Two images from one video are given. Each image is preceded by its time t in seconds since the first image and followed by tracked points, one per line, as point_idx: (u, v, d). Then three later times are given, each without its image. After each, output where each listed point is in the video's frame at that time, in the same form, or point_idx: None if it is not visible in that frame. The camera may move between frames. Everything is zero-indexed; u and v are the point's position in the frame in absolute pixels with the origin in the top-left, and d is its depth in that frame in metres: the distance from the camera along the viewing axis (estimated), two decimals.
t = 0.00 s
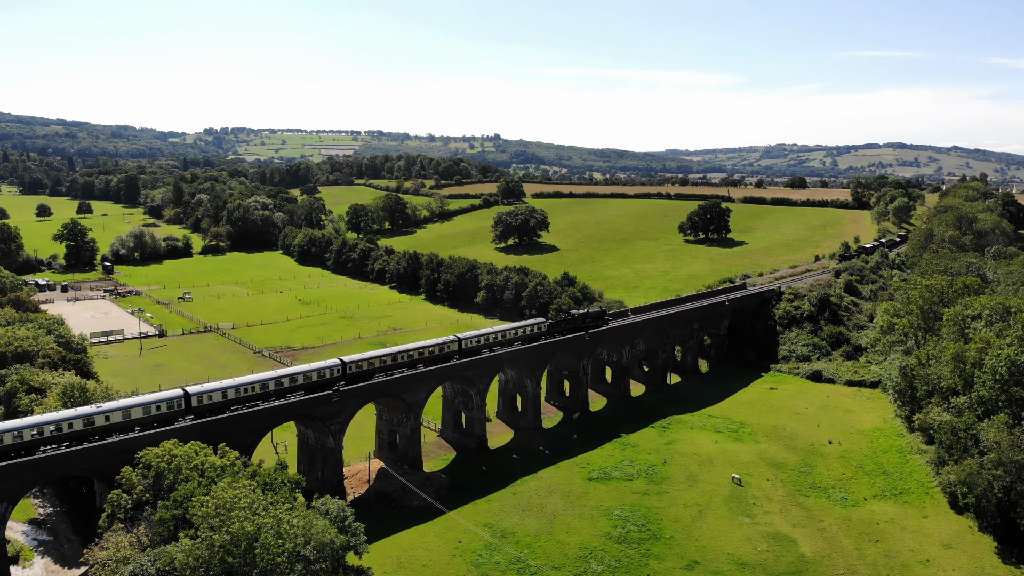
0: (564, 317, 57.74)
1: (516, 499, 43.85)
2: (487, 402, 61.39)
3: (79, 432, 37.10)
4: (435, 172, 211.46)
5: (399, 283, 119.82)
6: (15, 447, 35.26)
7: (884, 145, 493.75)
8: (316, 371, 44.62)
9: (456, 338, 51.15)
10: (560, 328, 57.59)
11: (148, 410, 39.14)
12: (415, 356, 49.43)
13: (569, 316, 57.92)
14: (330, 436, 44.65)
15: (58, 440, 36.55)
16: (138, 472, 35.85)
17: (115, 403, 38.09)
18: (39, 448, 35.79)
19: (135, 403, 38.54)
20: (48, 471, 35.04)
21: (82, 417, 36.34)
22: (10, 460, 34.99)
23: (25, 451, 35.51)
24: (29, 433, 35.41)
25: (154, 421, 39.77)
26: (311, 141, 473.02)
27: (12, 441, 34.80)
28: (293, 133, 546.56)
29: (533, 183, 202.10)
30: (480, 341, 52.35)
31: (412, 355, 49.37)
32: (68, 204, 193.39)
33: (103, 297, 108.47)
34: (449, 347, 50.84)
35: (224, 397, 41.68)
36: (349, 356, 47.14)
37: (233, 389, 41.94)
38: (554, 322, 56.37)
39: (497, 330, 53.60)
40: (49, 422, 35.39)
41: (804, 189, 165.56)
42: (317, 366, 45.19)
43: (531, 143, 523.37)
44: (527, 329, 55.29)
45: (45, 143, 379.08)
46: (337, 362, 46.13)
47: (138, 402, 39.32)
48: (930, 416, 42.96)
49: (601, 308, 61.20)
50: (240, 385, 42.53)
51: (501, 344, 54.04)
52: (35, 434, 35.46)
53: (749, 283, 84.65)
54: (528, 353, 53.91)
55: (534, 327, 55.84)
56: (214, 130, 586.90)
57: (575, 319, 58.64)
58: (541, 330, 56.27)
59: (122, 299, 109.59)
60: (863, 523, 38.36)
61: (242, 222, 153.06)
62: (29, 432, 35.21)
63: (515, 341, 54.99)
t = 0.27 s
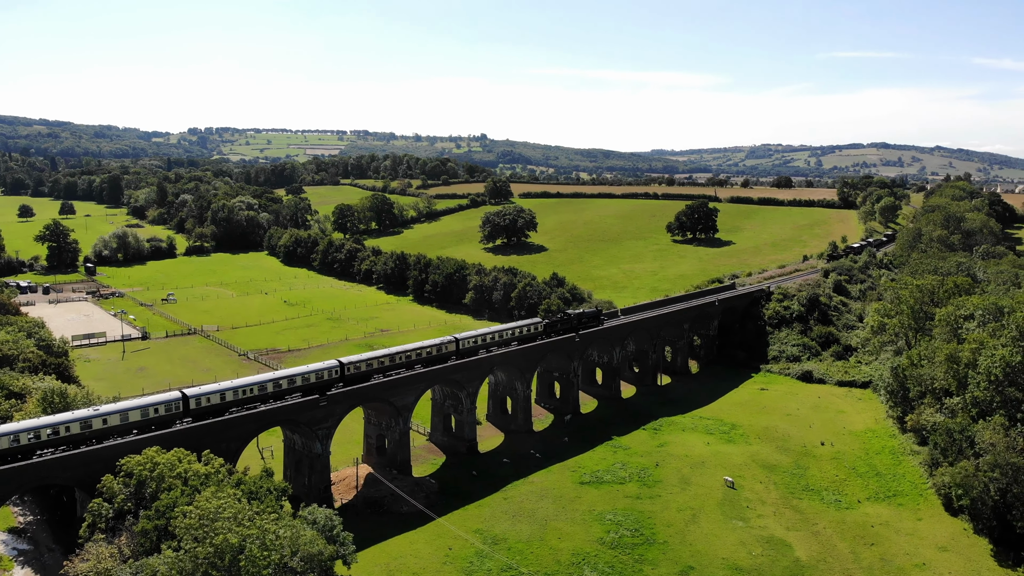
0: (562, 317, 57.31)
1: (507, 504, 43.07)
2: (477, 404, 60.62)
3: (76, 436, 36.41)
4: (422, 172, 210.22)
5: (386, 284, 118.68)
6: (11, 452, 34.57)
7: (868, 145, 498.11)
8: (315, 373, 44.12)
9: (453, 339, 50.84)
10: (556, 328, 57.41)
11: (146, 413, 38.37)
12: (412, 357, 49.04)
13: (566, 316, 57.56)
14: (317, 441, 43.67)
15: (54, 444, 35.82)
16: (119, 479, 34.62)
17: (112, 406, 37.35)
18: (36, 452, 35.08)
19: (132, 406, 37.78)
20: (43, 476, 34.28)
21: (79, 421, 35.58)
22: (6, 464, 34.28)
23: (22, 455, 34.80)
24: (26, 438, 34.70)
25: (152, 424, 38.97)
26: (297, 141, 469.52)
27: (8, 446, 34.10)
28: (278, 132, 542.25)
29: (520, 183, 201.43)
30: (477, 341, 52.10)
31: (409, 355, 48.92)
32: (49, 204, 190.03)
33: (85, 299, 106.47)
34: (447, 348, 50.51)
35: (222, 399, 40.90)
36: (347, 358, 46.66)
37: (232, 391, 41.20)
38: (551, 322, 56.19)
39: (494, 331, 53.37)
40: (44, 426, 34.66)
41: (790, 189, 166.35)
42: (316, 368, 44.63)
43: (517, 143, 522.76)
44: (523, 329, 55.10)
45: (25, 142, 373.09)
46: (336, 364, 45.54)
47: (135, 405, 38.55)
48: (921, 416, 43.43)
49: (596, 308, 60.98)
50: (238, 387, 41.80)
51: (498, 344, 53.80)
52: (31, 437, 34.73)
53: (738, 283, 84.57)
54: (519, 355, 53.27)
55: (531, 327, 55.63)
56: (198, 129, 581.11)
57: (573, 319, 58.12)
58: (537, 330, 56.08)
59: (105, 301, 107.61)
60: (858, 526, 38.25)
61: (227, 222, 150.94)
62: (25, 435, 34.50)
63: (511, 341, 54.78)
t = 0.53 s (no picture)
0: (558, 317, 57.42)
1: (499, 509, 42.24)
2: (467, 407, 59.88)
3: (74, 439, 35.82)
4: (409, 172, 208.98)
5: (374, 285, 117.52)
6: (8, 456, 33.90)
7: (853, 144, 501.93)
8: (313, 374, 43.86)
9: (451, 339, 50.61)
10: (554, 328, 57.38)
11: (144, 416, 37.88)
12: (410, 358, 48.69)
13: (563, 315, 57.65)
14: (304, 446, 42.63)
15: (52, 448, 35.18)
16: (101, 488, 33.57)
17: (111, 409, 36.86)
18: (33, 455, 34.48)
19: (132, 409, 37.29)
20: (40, 481, 33.58)
21: (78, 423, 35.08)
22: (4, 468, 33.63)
23: (19, 459, 34.17)
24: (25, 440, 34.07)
25: (150, 427, 38.50)
26: (283, 140, 465.83)
27: (6, 449, 33.46)
28: (264, 132, 538.46)
29: (508, 183, 200.63)
30: (475, 342, 51.89)
31: (408, 356, 48.55)
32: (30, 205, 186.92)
33: (68, 301, 104.47)
34: (445, 348, 50.31)
35: (221, 401, 40.51)
36: (345, 358, 46.39)
37: (230, 393, 40.79)
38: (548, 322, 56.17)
39: (491, 331, 53.17)
40: (40, 429, 34.01)
41: (777, 189, 166.93)
42: (314, 369, 44.41)
43: (505, 143, 521.92)
44: (520, 329, 54.95)
45: (6, 142, 367.64)
46: (334, 365, 45.30)
47: (134, 407, 38.04)
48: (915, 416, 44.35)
49: (593, 307, 60.97)
50: (236, 389, 41.41)
51: (495, 344, 53.64)
52: (30, 441, 34.12)
53: (728, 283, 84.43)
54: (510, 357, 52.58)
55: (528, 327, 55.52)
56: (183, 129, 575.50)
57: (569, 318, 58.45)
58: (534, 330, 55.98)
59: (88, 302, 105.62)
60: (854, 528, 38.11)
61: (212, 223, 148.92)
62: (24, 439, 33.88)
63: (508, 342, 54.63)
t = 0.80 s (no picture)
0: (558, 317, 57.44)
1: (493, 514, 41.51)
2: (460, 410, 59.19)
3: (76, 442, 35.44)
4: (399, 171, 207.89)
5: (364, 285, 116.53)
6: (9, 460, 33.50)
7: (842, 144, 504.64)
8: (315, 375, 43.69)
9: (452, 339, 50.52)
10: (553, 328, 57.36)
11: (146, 418, 37.55)
12: (411, 358, 48.50)
13: (562, 316, 57.62)
14: (294, 451, 41.69)
15: (53, 451, 34.78)
16: (86, 497, 32.52)
17: (113, 411, 36.53)
18: (34, 459, 34.06)
19: (133, 411, 36.96)
20: (39, 485, 33.04)
21: (80, 426, 34.69)
22: (4, 471, 33.19)
23: (20, 463, 33.75)
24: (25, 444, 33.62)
25: (152, 429, 38.13)
26: (272, 140, 462.79)
27: (6, 453, 33.05)
28: (253, 131, 534.58)
29: (499, 183, 199.91)
30: (476, 342, 51.73)
31: (409, 356, 48.41)
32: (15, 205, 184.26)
33: (54, 303, 102.79)
34: (446, 349, 50.19)
35: (223, 402, 40.20)
36: (346, 359, 46.18)
37: (232, 394, 40.48)
38: (548, 322, 56.11)
39: (492, 331, 52.98)
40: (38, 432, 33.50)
41: (768, 189, 167.36)
42: (316, 370, 44.24)
43: (495, 143, 520.97)
44: (520, 330, 54.81)
45: None
46: (335, 365, 45.14)
47: (135, 409, 37.70)
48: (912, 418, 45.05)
49: (592, 307, 60.92)
50: (238, 390, 41.11)
51: (495, 344, 53.46)
52: (30, 443, 33.69)
53: (721, 283, 84.24)
54: (505, 359, 52.00)
55: (528, 327, 55.43)
56: (171, 129, 570.32)
57: (568, 318, 58.41)
58: (535, 330, 55.90)
59: (74, 304, 103.99)
60: (852, 532, 37.97)
61: (200, 223, 147.24)
62: (25, 442, 33.45)
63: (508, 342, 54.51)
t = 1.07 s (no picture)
0: (559, 317, 57.38)
1: (489, 520, 40.83)
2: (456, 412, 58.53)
3: (81, 444, 35.10)
4: (392, 171, 206.85)
5: (357, 286, 115.59)
6: (14, 463, 33.24)
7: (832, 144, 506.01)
8: (319, 376, 43.39)
9: (455, 339, 50.37)
10: (555, 328, 57.29)
11: (151, 420, 37.20)
12: (415, 359, 48.31)
13: (563, 316, 57.52)
14: (287, 457, 40.79)
15: (57, 453, 34.45)
16: (72, 506, 31.53)
17: (118, 413, 36.20)
18: (39, 462, 33.75)
19: (138, 413, 36.62)
20: (36, 490, 32.46)
21: (84, 428, 34.34)
22: (9, 475, 32.84)
23: (24, 466, 33.42)
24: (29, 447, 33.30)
25: (157, 431, 37.76)
26: (264, 139, 460.13)
27: (11, 456, 32.76)
28: (245, 131, 531.87)
29: (493, 183, 199.12)
30: (479, 342, 51.55)
31: (413, 357, 48.22)
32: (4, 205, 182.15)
33: (43, 304, 101.42)
34: (449, 349, 50.02)
35: (228, 404, 39.83)
36: (350, 360, 45.88)
37: (237, 395, 40.11)
38: (550, 322, 56.00)
39: (494, 332, 52.78)
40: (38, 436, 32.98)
41: (761, 188, 167.37)
42: (320, 371, 43.95)
43: (488, 143, 519.96)
44: (522, 330, 54.70)
45: None
46: (340, 366, 44.85)
47: (140, 411, 37.36)
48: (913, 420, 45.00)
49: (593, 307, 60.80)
50: (243, 391, 40.74)
51: (498, 344, 53.30)
52: (35, 446, 33.36)
53: (716, 283, 83.89)
54: (502, 361, 51.43)
55: (530, 327, 55.33)
56: (162, 129, 566.41)
57: (570, 318, 58.33)
58: (537, 330, 55.79)
59: (64, 305, 102.58)
60: (854, 537, 37.76)
61: (192, 223, 145.79)
62: (29, 444, 33.11)
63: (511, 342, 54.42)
